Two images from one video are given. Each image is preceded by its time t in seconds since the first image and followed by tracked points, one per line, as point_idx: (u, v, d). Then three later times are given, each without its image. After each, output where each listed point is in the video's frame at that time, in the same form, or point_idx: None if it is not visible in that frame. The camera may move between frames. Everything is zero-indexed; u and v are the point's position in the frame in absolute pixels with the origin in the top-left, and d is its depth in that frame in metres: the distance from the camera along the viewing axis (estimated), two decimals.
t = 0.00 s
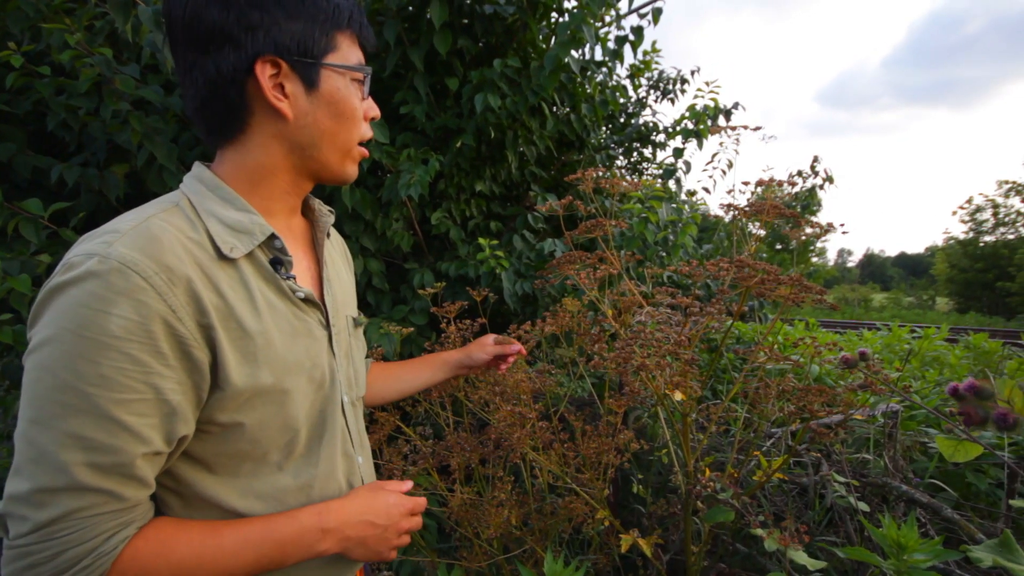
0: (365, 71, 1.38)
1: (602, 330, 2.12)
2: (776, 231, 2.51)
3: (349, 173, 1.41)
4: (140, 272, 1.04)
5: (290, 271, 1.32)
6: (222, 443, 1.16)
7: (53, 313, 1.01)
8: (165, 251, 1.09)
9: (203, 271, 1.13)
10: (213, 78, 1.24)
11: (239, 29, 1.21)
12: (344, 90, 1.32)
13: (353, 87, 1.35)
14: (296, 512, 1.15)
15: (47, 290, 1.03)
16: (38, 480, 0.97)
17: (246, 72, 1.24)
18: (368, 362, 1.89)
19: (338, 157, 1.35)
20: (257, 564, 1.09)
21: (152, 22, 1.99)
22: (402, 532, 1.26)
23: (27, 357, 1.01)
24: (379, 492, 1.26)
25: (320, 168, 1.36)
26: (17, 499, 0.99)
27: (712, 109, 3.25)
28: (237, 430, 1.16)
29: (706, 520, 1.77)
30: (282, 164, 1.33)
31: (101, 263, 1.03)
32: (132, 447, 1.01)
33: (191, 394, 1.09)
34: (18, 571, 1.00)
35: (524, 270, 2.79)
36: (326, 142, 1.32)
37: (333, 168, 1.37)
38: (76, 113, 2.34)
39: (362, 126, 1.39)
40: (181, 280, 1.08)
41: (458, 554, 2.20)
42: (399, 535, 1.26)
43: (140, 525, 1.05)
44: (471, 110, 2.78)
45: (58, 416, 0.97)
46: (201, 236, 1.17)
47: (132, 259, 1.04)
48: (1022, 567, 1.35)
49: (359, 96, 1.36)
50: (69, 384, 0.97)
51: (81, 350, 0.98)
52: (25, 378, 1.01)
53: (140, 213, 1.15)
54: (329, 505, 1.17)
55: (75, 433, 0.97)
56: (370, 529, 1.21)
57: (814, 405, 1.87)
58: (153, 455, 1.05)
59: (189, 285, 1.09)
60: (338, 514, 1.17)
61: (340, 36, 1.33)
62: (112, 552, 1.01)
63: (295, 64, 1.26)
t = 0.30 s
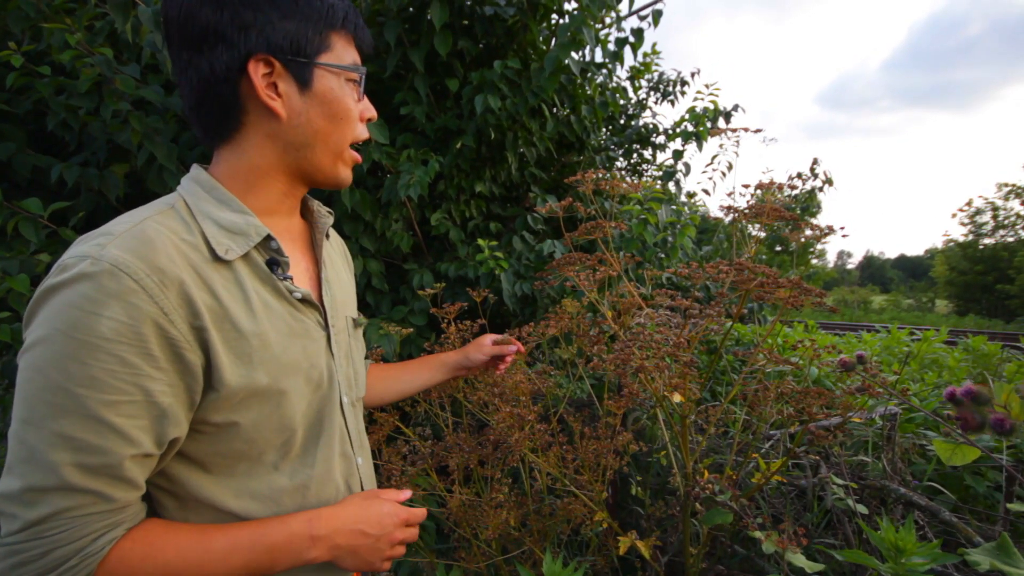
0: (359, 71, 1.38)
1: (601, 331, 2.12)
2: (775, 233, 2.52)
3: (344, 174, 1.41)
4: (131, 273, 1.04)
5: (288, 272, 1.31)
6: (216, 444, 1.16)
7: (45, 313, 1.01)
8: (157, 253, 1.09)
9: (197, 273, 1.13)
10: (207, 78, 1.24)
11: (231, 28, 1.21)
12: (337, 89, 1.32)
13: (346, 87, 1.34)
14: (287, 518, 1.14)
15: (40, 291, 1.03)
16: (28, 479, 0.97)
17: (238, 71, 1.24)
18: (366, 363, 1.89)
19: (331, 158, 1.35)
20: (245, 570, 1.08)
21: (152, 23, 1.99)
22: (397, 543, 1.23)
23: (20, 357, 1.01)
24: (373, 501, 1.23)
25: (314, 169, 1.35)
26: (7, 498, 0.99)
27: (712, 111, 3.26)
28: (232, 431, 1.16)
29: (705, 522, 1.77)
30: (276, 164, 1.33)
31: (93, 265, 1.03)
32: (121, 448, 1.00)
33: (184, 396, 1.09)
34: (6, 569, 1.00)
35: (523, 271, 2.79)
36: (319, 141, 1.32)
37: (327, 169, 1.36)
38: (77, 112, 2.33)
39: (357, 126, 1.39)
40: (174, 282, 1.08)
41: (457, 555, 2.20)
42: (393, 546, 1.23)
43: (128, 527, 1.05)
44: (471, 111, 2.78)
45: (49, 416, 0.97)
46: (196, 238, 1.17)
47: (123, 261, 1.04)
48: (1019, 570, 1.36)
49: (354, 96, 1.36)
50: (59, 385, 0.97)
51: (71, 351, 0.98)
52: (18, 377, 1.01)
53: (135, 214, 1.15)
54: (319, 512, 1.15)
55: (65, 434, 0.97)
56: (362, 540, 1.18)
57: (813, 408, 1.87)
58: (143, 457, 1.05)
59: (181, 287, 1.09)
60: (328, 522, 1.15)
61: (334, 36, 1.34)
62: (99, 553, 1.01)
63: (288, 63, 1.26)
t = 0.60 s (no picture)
0: (356, 71, 1.38)
1: (601, 330, 2.12)
2: (776, 232, 2.51)
3: (340, 172, 1.40)
4: (124, 275, 1.04)
5: (284, 272, 1.31)
6: (212, 444, 1.16)
7: (39, 315, 1.01)
8: (152, 254, 1.09)
9: (192, 274, 1.13)
10: (202, 74, 1.25)
11: (225, 23, 1.22)
12: (332, 88, 1.32)
13: (341, 85, 1.34)
14: (281, 520, 1.13)
15: (36, 293, 1.03)
16: (23, 480, 0.97)
17: (230, 65, 1.24)
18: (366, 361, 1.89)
19: (326, 155, 1.34)
20: (239, 572, 1.08)
21: (152, 22, 1.99)
22: (392, 547, 1.22)
23: (15, 358, 1.01)
24: (368, 503, 1.22)
25: (308, 165, 1.35)
26: (3, 497, 0.99)
27: (712, 110, 3.26)
28: (228, 431, 1.16)
29: (705, 521, 1.77)
30: (270, 162, 1.32)
31: (87, 267, 1.03)
32: (115, 449, 1.00)
33: (179, 397, 1.09)
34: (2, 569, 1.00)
35: (523, 270, 2.79)
36: (312, 139, 1.31)
37: (321, 167, 1.36)
38: (77, 111, 2.33)
39: (352, 125, 1.38)
40: (168, 283, 1.08)
41: (457, 553, 2.21)
42: (389, 550, 1.22)
43: (123, 527, 1.05)
44: (472, 110, 2.78)
45: (43, 417, 0.97)
46: (191, 238, 1.17)
47: (117, 263, 1.04)
48: (1020, 570, 1.36)
49: (350, 95, 1.36)
50: (52, 386, 0.97)
51: (65, 353, 0.98)
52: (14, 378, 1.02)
53: (130, 215, 1.15)
54: (314, 515, 1.15)
55: (59, 435, 0.97)
56: (357, 543, 1.17)
57: (813, 407, 1.87)
58: (137, 458, 1.05)
59: (176, 288, 1.09)
60: (322, 526, 1.14)
61: (331, 35, 1.34)
62: (93, 554, 1.01)
63: (281, 60, 1.26)
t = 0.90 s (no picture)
0: (360, 75, 1.38)
1: (607, 330, 2.12)
2: (782, 230, 2.50)
3: (343, 175, 1.41)
4: (130, 277, 1.04)
5: (288, 273, 1.32)
6: (217, 444, 1.16)
7: (46, 317, 1.02)
8: (157, 257, 1.09)
9: (197, 276, 1.14)
10: (206, 77, 1.26)
11: (230, 25, 1.22)
12: (336, 91, 1.32)
13: (346, 89, 1.34)
14: (285, 522, 1.13)
15: (42, 295, 1.04)
16: (30, 480, 0.98)
17: (235, 67, 1.24)
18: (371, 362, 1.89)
19: (330, 159, 1.35)
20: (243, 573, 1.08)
21: (158, 24, 2.00)
22: (394, 549, 1.23)
23: (23, 359, 1.02)
24: (371, 505, 1.23)
25: (311, 168, 1.35)
26: (11, 497, 1.00)
27: (718, 108, 3.24)
28: (233, 431, 1.16)
29: (711, 521, 1.76)
30: (274, 164, 1.33)
31: (92, 269, 1.04)
32: (120, 450, 1.01)
33: (184, 398, 1.09)
34: (10, 567, 1.01)
35: (529, 270, 2.79)
36: (316, 142, 1.31)
37: (325, 170, 1.36)
38: (86, 113, 2.35)
39: (356, 129, 1.38)
40: (172, 286, 1.09)
41: (463, 553, 2.21)
42: (391, 552, 1.23)
43: (129, 527, 1.06)
44: (477, 110, 2.78)
45: (50, 418, 0.98)
46: (195, 240, 1.18)
47: (122, 265, 1.05)
48: None
49: (354, 99, 1.36)
50: (60, 388, 0.98)
51: (71, 354, 0.99)
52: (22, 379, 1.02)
53: (135, 218, 1.16)
54: (318, 517, 1.15)
55: (65, 436, 0.98)
56: (359, 545, 1.17)
57: (820, 406, 1.86)
58: (143, 459, 1.05)
59: (181, 290, 1.10)
60: (326, 528, 1.14)
61: (335, 39, 1.34)
62: (99, 553, 1.02)
63: (285, 63, 1.26)
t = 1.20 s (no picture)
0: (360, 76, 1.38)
1: (609, 329, 2.12)
2: (785, 228, 2.49)
3: (343, 176, 1.41)
4: (133, 278, 1.04)
5: (290, 274, 1.32)
6: (219, 444, 1.17)
7: (50, 317, 1.02)
8: (160, 258, 1.10)
9: (199, 277, 1.14)
10: (207, 76, 1.26)
11: (231, 26, 1.22)
12: (336, 93, 1.32)
13: (346, 90, 1.35)
14: (287, 525, 1.13)
15: (47, 295, 1.04)
16: (34, 479, 0.99)
17: (236, 68, 1.25)
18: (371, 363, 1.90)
19: (330, 160, 1.35)
20: None
21: (160, 26, 2.00)
22: (396, 556, 1.23)
23: (27, 359, 1.02)
24: (374, 512, 1.23)
25: (311, 169, 1.35)
26: (15, 496, 1.00)
27: (720, 106, 3.24)
28: (236, 430, 1.17)
29: (714, 520, 1.76)
30: (275, 165, 1.33)
31: (96, 270, 1.04)
32: (123, 450, 1.01)
33: (187, 398, 1.10)
34: (14, 565, 1.02)
35: (531, 269, 2.79)
36: (316, 143, 1.32)
37: (325, 171, 1.37)
38: (89, 116, 2.36)
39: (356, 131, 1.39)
40: (175, 287, 1.09)
41: (466, 552, 2.21)
42: (392, 559, 1.23)
43: (133, 527, 1.07)
44: (478, 110, 2.78)
45: (54, 418, 0.98)
46: (198, 242, 1.18)
47: (125, 266, 1.05)
48: None
49: (354, 100, 1.36)
50: (64, 388, 0.98)
51: (75, 355, 0.99)
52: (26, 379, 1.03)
53: (138, 220, 1.16)
54: (320, 522, 1.15)
55: (69, 436, 0.98)
56: (361, 551, 1.18)
57: (823, 404, 1.85)
58: (146, 458, 1.06)
59: (184, 291, 1.10)
60: (328, 533, 1.14)
61: (336, 41, 1.34)
62: (103, 553, 1.02)
63: (286, 65, 1.26)
